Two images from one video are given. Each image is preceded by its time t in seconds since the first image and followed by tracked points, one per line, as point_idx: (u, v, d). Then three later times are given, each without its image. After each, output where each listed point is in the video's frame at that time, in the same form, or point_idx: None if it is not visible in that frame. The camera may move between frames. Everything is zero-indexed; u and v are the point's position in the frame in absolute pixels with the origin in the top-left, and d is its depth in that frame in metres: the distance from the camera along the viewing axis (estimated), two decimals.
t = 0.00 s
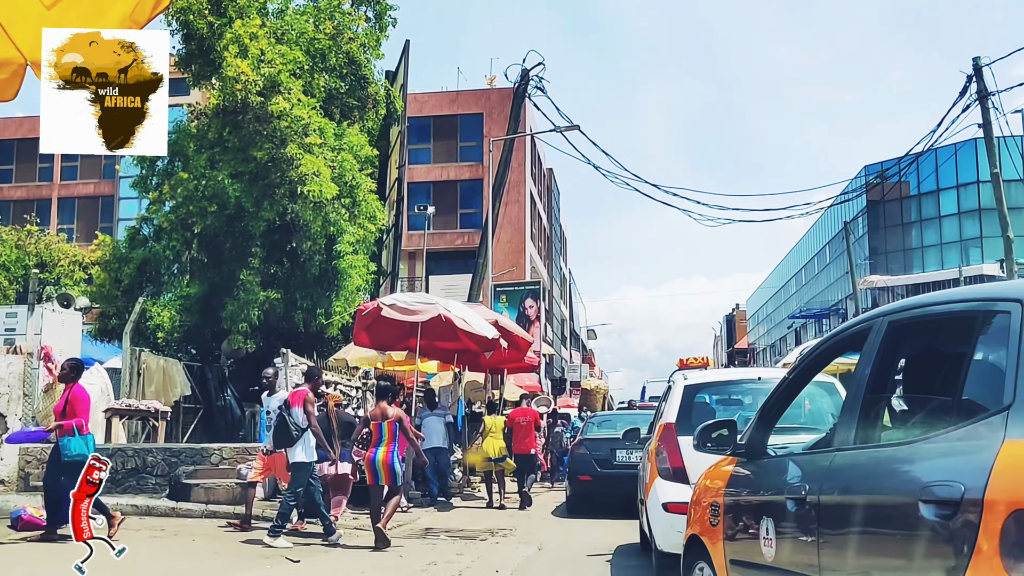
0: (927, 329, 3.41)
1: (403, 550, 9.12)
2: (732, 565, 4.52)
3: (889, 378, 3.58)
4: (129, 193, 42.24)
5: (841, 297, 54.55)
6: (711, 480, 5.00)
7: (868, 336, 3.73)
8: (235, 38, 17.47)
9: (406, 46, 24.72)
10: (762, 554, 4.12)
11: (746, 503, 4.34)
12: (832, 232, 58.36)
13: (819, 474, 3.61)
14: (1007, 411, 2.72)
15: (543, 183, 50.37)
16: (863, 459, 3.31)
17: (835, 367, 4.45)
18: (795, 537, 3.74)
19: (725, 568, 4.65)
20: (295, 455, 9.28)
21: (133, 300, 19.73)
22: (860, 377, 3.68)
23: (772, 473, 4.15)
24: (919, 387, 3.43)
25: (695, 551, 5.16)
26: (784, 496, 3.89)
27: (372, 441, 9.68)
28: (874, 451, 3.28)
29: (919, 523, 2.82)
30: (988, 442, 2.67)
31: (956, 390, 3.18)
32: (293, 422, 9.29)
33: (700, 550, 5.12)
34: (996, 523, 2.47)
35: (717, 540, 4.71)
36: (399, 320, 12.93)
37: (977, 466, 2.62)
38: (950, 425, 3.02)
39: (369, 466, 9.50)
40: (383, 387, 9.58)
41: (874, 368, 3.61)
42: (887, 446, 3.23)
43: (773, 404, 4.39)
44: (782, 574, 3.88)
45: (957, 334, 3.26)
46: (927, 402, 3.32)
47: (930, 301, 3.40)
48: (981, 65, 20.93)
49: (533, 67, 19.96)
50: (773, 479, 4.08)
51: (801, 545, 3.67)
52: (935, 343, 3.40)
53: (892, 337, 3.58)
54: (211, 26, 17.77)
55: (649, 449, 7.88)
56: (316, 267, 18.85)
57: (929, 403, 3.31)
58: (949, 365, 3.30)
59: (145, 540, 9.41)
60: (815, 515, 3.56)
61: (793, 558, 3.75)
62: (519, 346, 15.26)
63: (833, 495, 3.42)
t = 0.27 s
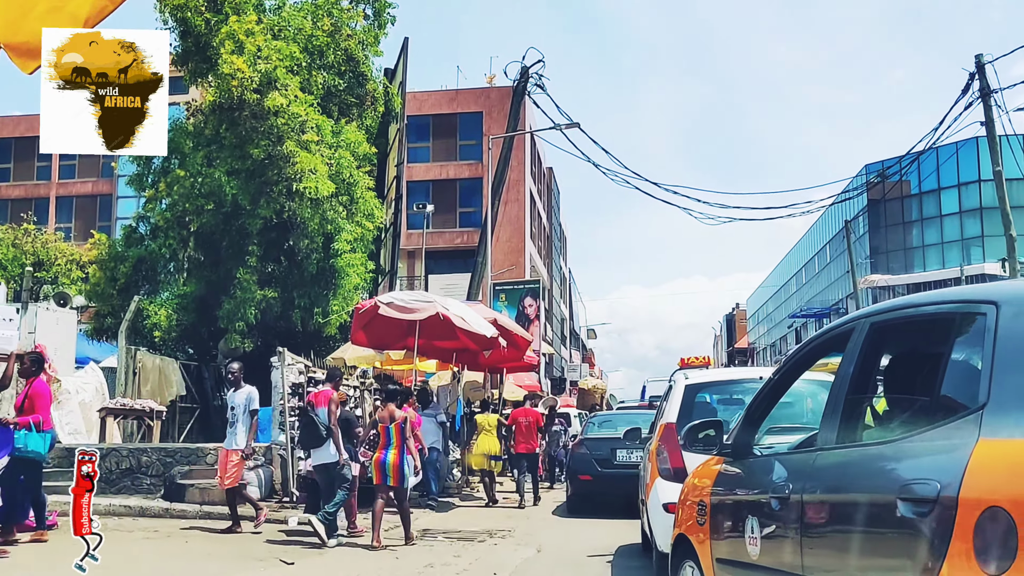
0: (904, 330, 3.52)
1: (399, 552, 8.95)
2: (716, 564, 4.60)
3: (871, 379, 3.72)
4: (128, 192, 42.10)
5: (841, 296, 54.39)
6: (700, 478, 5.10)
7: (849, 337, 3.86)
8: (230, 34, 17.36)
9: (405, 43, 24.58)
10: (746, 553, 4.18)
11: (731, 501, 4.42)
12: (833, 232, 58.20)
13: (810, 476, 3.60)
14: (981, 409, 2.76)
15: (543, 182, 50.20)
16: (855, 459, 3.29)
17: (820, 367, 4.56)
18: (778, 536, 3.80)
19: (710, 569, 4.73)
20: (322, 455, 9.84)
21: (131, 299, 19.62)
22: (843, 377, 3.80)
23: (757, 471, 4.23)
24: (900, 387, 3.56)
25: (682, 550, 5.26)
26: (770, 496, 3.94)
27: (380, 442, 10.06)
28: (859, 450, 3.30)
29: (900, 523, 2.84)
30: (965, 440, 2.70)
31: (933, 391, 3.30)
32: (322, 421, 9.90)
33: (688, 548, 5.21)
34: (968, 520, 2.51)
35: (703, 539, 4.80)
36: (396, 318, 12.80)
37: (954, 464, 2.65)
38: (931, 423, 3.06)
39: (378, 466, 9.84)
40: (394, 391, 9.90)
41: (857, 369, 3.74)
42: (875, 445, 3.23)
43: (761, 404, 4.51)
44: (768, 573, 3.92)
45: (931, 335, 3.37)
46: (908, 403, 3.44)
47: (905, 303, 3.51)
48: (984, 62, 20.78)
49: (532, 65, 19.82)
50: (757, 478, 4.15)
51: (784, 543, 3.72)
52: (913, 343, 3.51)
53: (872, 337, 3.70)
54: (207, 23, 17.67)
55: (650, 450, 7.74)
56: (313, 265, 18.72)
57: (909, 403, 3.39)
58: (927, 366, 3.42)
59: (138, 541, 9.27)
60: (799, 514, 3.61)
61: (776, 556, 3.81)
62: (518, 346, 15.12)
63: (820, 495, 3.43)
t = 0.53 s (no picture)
0: (888, 330, 3.68)
1: (395, 553, 8.83)
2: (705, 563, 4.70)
3: (855, 379, 3.87)
4: (125, 191, 41.96)
5: (841, 296, 54.27)
6: (689, 478, 5.15)
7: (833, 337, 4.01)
8: (226, 30, 17.12)
9: (403, 41, 24.41)
10: (731, 551, 4.32)
11: (719, 501, 4.53)
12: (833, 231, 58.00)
13: (796, 475, 3.71)
14: (960, 411, 2.93)
15: (542, 181, 50.09)
16: (842, 460, 3.39)
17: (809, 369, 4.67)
18: (763, 534, 3.93)
19: (700, 569, 4.83)
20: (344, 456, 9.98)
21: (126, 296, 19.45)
22: (829, 375, 3.95)
23: (741, 472, 4.34)
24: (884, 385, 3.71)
25: (671, 549, 5.37)
26: (755, 495, 4.07)
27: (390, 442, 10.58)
28: (842, 449, 3.44)
29: (882, 520, 2.99)
30: (946, 441, 2.87)
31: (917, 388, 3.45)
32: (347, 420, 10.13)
33: (677, 547, 5.31)
34: (945, 517, 2.69)
35: (694, 541, 4.88)
36: (393, 317, 12.66)
37: (935, 463, 2.82)
38: (912, 423, 3.21)
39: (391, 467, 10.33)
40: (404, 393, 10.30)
41: (842, 368, 3.89)
42: (859, 445, 3.36)
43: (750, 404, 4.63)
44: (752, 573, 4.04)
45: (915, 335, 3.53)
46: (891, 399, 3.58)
47: (889, 304, 3.66)
48: (987, 60, 20.66)
49: (532, 62, 19.69)
50: (746, 478, 4.24)
51: (770, 541, 3.85)
52: (897, 344, 3.68)
53: (856, 337, 3.85)
54: (204, 20, 17.58)
55: (650, 449, 7.62)
56: (310, 264, 18.60)
57: (892, 403, 3.56)
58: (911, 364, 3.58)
59: (133, 542, 9.14)
60: (782, 511, 3.75)
61: (761, 555, 3.95)
62: (518, 345, 15.00)
63: (805, 494, 3.57)
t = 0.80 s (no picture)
0: (878, 331, 3.64)
1: (391, 555, 8.69)
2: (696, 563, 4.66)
3: (844, 379, 3.82)
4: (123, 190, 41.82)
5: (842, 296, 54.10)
6: (682, 476, 5.12)
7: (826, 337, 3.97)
8: (221, 25, 16.97)
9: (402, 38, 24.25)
10: (722, 550, 4.30)
11: (710, 500, 4.50)
12: (834, 231, 57.88)
13: (787, 475, 3.68)
14: (944, 410, 2.90)
15: (542, 180, 49.94)
16: (837, 459, 3.33)
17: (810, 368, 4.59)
18: (753, 534, 3.91)
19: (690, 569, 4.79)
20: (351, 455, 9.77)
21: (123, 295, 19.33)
22: (819, 375, 3.92)
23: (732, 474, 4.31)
24: (867, 387, 3.66)
25: (661, 548, 5.33)
26: (745, 495, 4.04)
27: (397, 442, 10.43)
28: (831, 449, 3.42)
29: (870, 520, 2.97)
30: (937, 440, 2.83)
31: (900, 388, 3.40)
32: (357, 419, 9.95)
33: (668, 546, 5.27)
34: (932, 518, 2.67)
35: (683, 538, 4.89)
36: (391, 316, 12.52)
37: (923, 464, 2.79)
38: (897, 423, 3.18)
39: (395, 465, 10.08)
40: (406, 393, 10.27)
41: (831, 368, 3.85)
42: (851, 444, 3.32)
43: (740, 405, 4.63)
44: (743, 572, 4.02)
45: (903, 335, 3.48)
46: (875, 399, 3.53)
47: (882, 305, 3.62)
48: (989, 58, 20.53)
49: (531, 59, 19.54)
50: (737, 478, 4.21)
51: (760, 542, 3.83)
52: (884, 345, 3.63)
53: (847, 337, 3.82)
54: (200, 16, 17.36)
55: (650, 450, 7.50)
56: (308, 262, 18.48)
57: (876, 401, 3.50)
58: (895, 365, 3.52)
59: (127, 543, 9.01)
60: (772, 511, 3.74)
61: (751, 555, 3.93)
62: (516, 343, 14.85)
63: (795, 494, 3.54)
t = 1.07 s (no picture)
0: (869, 331, 3.58)
1: (386, 557, 8.55)
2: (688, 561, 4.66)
3: (833, 382, 3.77)
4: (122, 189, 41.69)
5: (842, 296, 53.95)
6: (676, 474, 5.14)
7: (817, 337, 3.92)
8: (217, 21, 16.86)
9: (400, 36, 24.10)
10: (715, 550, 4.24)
11: (700, 499, 4.53)
12: (834, 230, 57.80)
13: (779, 475, 3.63)
14: (930, 411, 2.85)
15: (542, 180, 49.82)
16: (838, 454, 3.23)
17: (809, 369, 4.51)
18: (742, 534, 3.87)
19: (682, 569, 4.80)
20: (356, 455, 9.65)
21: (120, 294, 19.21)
22: (809, 375, 3.88)
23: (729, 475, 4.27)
24: (856, 387, 3.62)
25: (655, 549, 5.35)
26: (736, 496, 3.99)
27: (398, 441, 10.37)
28: (820, 450, 3.39)
29: (858, 521, 2.93)
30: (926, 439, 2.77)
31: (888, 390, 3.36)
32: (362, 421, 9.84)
33: (660, 547, 5.31)
34: (918, 520, 2.63)
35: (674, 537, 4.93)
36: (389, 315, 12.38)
37: (909, 465, 2.75)
38: (885, 424, 3.14)
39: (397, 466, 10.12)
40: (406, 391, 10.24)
41: (820, 369, 3.81)
42: (842, 444, 3.27)
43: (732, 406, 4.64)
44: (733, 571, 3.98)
45: (892, 336, 3.43)
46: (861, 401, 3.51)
47: (873, 307, 3.56)
48: (991, 56, 20.41)
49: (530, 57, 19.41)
50: (729, 479, 4.19)
51: (748, 542, 3.81)
52: (875, 347, 3.58)
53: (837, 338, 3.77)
54: (196, 12, 17.23)
55: (651, 453, 7.37)
56: (306, 261, 18.29)
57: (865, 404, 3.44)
58: (883, 366, 3.48)
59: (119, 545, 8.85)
60: (761, 511, 3.71)
61: (740, 555, 3.89)
62: (514, 342, 14.73)
63: (784, 493, 3.51)
